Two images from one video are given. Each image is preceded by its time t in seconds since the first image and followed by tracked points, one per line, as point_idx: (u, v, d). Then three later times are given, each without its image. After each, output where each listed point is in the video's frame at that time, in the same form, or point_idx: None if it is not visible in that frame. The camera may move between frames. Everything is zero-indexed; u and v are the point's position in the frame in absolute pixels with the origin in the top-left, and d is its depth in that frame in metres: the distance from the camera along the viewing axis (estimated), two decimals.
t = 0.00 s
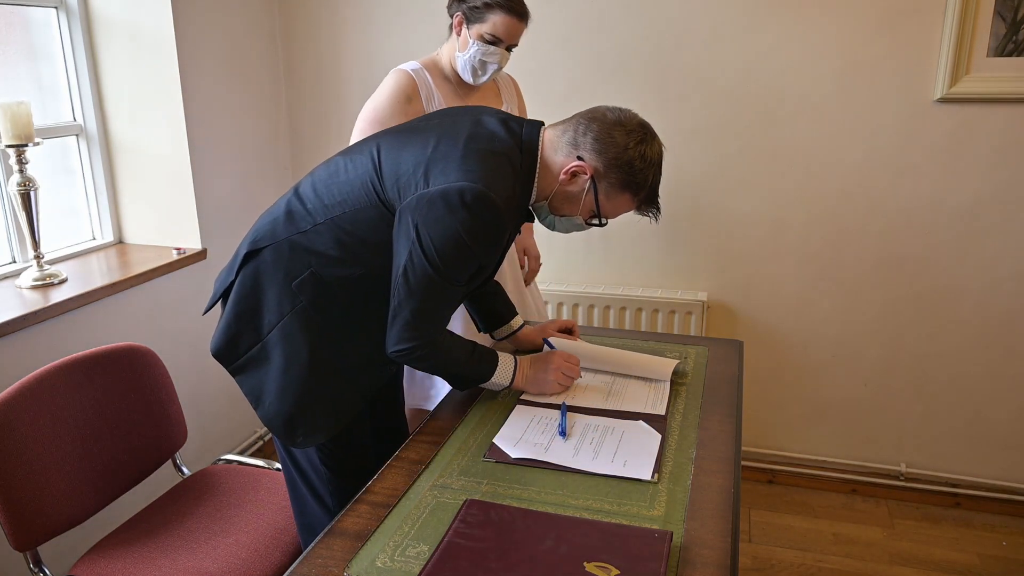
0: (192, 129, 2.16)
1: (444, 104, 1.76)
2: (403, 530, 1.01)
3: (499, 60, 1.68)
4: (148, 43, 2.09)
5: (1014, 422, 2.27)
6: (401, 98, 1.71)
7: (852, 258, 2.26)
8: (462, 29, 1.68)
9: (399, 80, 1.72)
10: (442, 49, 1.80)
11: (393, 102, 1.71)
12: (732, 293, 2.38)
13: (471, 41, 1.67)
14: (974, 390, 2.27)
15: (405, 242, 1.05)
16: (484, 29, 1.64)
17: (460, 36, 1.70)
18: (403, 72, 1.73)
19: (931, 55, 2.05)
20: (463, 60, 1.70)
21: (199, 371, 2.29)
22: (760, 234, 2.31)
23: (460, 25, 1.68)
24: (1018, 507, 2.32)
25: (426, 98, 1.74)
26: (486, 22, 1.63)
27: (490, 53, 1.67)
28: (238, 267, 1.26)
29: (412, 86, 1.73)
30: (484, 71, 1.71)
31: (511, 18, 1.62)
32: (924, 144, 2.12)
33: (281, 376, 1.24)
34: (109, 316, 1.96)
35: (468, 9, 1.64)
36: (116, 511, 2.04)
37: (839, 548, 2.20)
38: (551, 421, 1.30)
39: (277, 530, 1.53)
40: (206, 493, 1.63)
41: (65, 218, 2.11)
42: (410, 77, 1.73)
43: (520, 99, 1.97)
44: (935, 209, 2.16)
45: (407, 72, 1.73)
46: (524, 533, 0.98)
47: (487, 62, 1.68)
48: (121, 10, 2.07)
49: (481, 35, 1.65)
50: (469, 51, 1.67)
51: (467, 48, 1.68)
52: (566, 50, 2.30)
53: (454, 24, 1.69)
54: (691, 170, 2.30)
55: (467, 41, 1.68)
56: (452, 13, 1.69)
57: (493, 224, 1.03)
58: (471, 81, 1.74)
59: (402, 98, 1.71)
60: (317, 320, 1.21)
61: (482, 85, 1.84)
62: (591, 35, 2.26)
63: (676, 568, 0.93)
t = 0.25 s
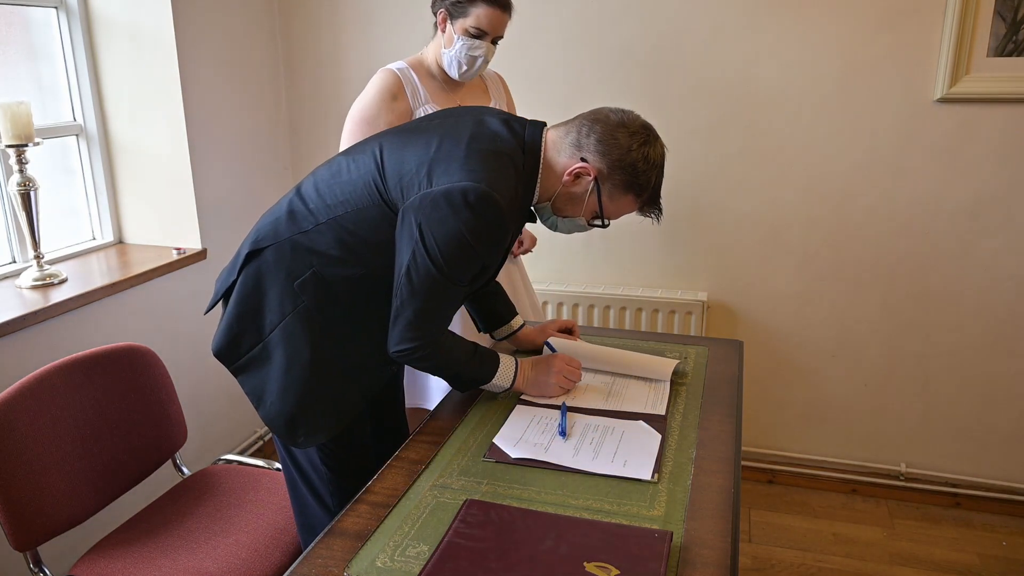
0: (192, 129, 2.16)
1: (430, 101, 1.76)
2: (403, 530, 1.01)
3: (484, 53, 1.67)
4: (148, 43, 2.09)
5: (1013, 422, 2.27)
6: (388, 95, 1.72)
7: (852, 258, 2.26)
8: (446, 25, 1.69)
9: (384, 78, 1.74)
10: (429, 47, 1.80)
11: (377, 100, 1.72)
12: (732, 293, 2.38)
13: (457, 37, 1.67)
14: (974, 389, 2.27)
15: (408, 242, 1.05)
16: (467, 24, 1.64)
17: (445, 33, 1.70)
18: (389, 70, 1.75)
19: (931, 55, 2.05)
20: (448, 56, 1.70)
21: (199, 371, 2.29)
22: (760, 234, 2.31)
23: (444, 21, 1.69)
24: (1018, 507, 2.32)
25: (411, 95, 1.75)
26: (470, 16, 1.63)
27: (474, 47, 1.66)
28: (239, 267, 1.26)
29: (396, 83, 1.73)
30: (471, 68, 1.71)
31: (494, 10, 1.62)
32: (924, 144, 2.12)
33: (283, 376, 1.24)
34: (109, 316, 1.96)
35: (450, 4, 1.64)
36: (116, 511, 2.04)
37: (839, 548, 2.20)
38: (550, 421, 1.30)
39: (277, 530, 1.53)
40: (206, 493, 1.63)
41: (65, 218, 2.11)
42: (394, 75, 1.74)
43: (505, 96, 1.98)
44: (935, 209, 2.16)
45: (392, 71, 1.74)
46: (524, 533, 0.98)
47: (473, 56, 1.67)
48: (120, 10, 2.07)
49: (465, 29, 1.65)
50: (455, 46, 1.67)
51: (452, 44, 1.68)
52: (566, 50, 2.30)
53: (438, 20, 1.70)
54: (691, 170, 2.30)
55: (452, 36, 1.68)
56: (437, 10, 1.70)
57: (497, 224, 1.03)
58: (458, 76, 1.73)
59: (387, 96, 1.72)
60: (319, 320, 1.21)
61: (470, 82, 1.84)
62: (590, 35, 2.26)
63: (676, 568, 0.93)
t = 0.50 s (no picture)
0: (192, 129, 2.16)
1: (428, 102, 1.76)
2: (403, 530, 1.01)
3: (482, 50, 1.67)
4: (148, 43, 2.09)
5: (1014, 422, 2.27)
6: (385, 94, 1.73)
7: (852, 258, 2.26)
8: (442, 24, 1.70)
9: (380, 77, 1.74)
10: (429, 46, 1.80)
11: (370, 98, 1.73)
12: (732, 293, 2.38)
13: (453, 34, 1.67)
14: (974, 390, 2.27)
15: (409, 243, 1.05)
16: (461, 22, 1.65)
17: (442, 31, 1.70)
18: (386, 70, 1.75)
19: (931, 55, 2.05)
20: (445, 54, 1.70)
21: (199, 371, 2.29)
22: (760, 234, 2.31)
23: (440, 20, 1.70)
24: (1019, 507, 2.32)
25: (409, 95, 1.74)
26: (465, 13, 1.63)
27: (471, 44, 1.66)
28: (240, 267, 1.26)
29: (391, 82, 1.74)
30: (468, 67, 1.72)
31: (489, 6, 1.61)
32: (924, 144, 2.12)
33: (284, 376, 1.24)
34: (109, 316, 1.96)
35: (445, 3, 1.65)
36: (116, 511, 2.04)
37: (839, 548, 2.20)
38: (550, 421, 1.30)
39: (277, 530, 1.53)
40: (206, 493, 1.63)
41: (65, 218, 2.11)
42: (391, 75, 1.74)
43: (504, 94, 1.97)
44: (935, 209, 2.16)
45: (390, 71, 1.74)
46: (524, 533, 0.98)
47: (470, 53, 1.67)
48: (121, 10, 2.07)
49: (462, 27, 1.65)
50: (453, 44, 1.67)
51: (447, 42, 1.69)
52: (566, 50, 2.30)
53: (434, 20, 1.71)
54: (691, 170, 2.30)
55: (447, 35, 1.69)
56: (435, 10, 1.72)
57: (499, 225, 1.03)
58: (457, 74, 1.74)
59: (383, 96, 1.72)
60: (320, 320, 1.21)
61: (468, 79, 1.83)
62: (590, 35, 2.26)
63: (677, 568, 0.93)
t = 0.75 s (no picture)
0: (192, 129, 2.16)
1: (440, 106, 1.76)
2: (403, 530, 1.01)
3: (491, 54, 1.67)
4: (148, 43, 2.09)
5: (1013, 422, 2.27)
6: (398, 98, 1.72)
7: (852, 258, 2.26)
8: (452, 27, 1.70)
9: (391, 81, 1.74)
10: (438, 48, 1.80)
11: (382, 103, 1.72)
12: (732, 293, 2.38)
13: (463, 38, 1.68)
14: (974, 390, 2.27)
15: (410, 245, 1.05)
16: (471, 27, 1.65)
17: (451, 34, 1.71)
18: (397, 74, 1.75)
19: (931, 55, 2.05)
20: (456, 58, 1.70)
21: (199, 371, 2.29)
22: (760, 234, 2.31)
23: (450, 23, 1.69)
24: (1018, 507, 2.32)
25: (422, 100, 1.74)
26: (475, 17, 1.63)
27: (481, 47, 1.66)
28: (240, 267, 1.26)
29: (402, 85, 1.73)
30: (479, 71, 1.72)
31: (499, 11, 1.63)
32: (924, 144, 2.12)
33: (284, 376, 1.24)
34: (109, 316, 1.96)
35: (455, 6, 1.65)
36: (116, 511, 2.04)
37: (839, 548, 2.20)
38: (550, 421, 1.30)
39: (277, 530, 1.53)
40: (206, 493, 1.63)
41: (65, 218, 2.11)
42: (403, 79, 1.73)
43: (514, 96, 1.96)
44: (935, 209, 2.16)
45: (401, 75, 1.74)
46: (524, 533, 0.98)
47: (479, 57, 1.68)
48: (121, 10, 2.07)
49: (471, 31, 1.66)
50: (462, 47, 1.68)
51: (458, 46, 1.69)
52: (566, 50, 2.30)
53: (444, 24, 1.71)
54: (691, 170, 2.30)
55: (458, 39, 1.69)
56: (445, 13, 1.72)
57: (500, 227, 1.03)
58: (467, 77, 1.74)
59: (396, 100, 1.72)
60: (321, 320, 1.21)
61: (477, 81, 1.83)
62: (591, 35, 2.26)
63: (676, 568, 0.93)
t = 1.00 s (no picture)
0: (192, 129, 2.16)
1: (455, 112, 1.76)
2: (403, 530, 1.01)
3: (506, 63, 1.67)
4: (148, 43, 2.09)
5: (1014, 422, 2.27)
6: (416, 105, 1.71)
7: (852, 258, 2.26)
8: (467, 33, 1.69)
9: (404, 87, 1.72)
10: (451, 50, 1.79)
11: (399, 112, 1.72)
12: (732, 293, 2.38)
13: (478, 44, 1.67)
14: (974, 389, 2.27)
15: (410, 245, 1.05)
16: (486, 35, 1.65)
17: (466, 40, 1.70)
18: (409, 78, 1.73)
19: (931, 55, 2.05)
20: (471, 64, 1.71)
21: (199, 371, 2.29)
22: (760, 234, 2.31)
23: (464, 29, 1.69)
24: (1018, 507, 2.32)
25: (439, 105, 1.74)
26: (491, 25, 1.63)
27: (496, 56, 1.66)
28: (241, 267, 1.26)
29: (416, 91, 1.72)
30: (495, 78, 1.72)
31: (516, 20, 1.63)
32: (924, 144, 2.12)
33: (285, 376, 1.24)
34: (109, 316, 1.96)
35: (471, 14, 1.65)
36: (116, 511, 2.04)
37: (839, 548, 2.20)
38: (550, 421, 1.30)
39: (277, 530, 1.53)
40: (206, 493, 1.63)
41: (65, 218, 2.11)
42: (417, 85, 1.72)
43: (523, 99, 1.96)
44: (935, 209, 2.16)
45: (415, 80, 1.72)
46: (524, 533, 0.98)
47: (493, 65, 1.68)
48: (121, 9, 2.07)
49: (486, 38, 1.65)
50: (477, 53, 1.67)
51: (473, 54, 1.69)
52: (567, 50, 2.30)
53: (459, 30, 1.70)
54: (691, 170, 2.30)
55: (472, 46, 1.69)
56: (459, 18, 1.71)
57: (500, 226, 1.03)
58: (480, 83, 1.74)
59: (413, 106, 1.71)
60: (321, 320, 1.21)
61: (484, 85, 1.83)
62: (591, 35, 2.26)
63: (677, 568, 0.93)
